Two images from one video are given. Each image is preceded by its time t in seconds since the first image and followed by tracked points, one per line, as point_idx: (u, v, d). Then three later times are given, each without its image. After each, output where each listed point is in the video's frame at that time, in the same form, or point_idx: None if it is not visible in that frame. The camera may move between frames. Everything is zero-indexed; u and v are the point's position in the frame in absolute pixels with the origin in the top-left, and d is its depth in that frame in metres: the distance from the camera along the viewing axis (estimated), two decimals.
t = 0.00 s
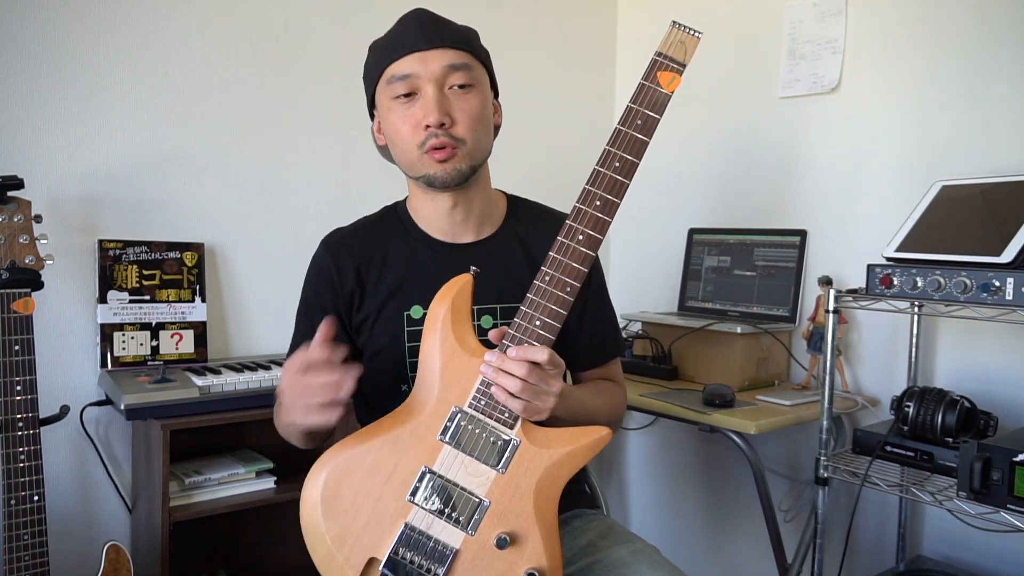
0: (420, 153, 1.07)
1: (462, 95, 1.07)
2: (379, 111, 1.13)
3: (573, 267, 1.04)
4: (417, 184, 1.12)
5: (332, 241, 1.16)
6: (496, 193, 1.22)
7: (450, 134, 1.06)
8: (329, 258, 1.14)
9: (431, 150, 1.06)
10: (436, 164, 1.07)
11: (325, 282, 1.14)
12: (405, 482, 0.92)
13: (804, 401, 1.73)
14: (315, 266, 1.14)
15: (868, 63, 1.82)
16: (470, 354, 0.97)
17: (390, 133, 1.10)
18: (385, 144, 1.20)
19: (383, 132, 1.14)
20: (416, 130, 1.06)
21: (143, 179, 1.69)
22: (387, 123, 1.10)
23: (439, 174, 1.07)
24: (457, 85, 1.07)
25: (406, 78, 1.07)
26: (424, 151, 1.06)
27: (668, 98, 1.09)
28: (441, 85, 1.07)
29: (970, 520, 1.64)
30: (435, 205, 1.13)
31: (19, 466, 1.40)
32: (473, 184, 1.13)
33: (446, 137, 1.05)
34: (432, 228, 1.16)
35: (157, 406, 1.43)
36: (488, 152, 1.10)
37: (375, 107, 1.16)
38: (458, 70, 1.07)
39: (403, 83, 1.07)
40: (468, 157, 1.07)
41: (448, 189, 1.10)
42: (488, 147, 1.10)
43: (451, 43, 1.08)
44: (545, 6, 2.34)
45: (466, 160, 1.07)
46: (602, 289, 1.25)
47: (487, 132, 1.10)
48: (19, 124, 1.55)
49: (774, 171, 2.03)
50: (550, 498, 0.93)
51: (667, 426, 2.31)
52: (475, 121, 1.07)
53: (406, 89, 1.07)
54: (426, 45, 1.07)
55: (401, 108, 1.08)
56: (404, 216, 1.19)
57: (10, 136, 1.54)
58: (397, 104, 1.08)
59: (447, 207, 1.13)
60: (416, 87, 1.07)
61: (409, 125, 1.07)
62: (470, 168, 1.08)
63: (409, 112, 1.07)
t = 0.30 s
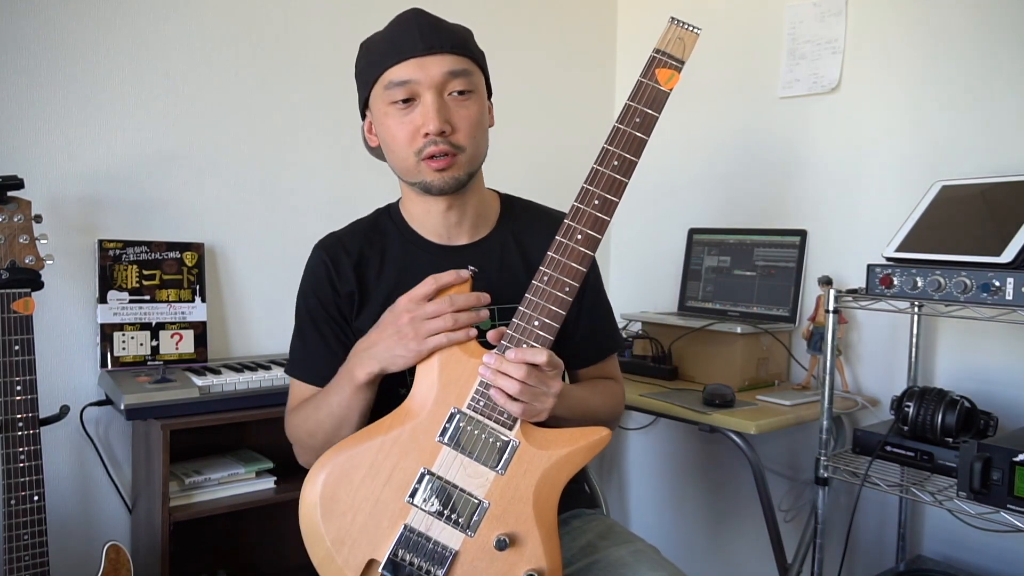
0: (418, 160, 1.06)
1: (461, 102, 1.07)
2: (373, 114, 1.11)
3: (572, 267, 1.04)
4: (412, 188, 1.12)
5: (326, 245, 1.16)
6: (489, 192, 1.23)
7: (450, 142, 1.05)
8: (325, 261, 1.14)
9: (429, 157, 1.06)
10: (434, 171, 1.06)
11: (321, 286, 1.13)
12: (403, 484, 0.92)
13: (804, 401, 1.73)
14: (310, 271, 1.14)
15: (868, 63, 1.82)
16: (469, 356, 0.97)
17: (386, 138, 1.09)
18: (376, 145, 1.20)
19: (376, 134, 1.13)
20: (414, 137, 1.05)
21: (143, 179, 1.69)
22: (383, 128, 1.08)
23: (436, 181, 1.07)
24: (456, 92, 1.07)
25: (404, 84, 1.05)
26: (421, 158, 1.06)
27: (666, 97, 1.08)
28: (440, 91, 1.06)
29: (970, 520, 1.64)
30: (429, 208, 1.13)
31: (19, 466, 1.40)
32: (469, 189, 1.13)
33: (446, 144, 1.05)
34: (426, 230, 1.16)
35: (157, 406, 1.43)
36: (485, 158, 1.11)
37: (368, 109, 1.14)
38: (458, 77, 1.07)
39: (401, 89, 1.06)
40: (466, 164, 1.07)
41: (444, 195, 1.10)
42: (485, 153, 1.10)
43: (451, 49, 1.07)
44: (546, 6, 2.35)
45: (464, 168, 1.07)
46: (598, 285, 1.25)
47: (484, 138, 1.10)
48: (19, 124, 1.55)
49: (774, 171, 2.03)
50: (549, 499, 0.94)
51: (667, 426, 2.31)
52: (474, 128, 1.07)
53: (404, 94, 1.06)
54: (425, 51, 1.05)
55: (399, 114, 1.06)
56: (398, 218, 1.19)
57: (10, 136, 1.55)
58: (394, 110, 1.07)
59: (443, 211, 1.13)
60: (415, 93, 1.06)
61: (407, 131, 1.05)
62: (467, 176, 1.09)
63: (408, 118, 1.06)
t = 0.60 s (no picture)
0: (420, 172, 1.06)
1: (464, 114, 1.06)
2: (374, 120, 1.10)
3: (563, 265, 1.04)
4: (412, 195, 1.12)
5: (327, 245, 1.15)
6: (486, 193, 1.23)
7: (452, 156, 1.05)
8: (326, 262, 1.14)
9: (431, 170, 1.06)
10: (435, 183, 1.07)
11: (322, 286, 1.13)
12: (397, 483, 0.93)
13: (804, 401, 1.73)
14: (311, 272, 1.14)
15: (869, 63, 1.82)
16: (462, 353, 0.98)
17: (387, 148, 1.08)
18: (373, 145, 1.19)
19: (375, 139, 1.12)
20: (417, 150, 1.05)
21: (143, 179, 1.69)
22: (384, 138, 1.08)
23: (437, 192, 1.08)
24: (459, 104, 1.06)
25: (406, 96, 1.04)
26: (422, 169, 1.06)
27: (651, 95, 1.10)
28: (443, 104, 1.05)
29: (970, 520, 1.64)
30: (428, 212, 1.14)
31: (19, 466, 1.40)
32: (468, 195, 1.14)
33: (448, 159, 1.05)
34: (427, 231, 1.16)
35: (157, 406, 1.43)
36: (484, 166, 1.11)
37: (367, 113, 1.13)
38: (461, 89, 1.06)
39: (403, 101, 1.05)
40: (467, 176, 1.08)
41: (444, 204, 1.11)
42: (484, 162, 1.11)
43: (455, 60, 1.05)
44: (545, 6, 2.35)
45: (465, 179, 1.08)
46: (598, 285, 1.25)
47: (484, 148, 1.10)
48: (19, 124, 1.55)
49: (775, 172, 2.03)
50: (544, 496, 0.93)
51: (667, 426, 2.31)
52: (476, 141, 1.07)
53: (406, 107, 1.05)
54: (429, 64, 1.03)
55: (401, 126, 1.05)
56: (396, 219, 1.19)
57: (10, 136, 1.54)
58: (396, 121, 1.06)
59: (441, 215, 1.14)
60: (418, 106, 1.05)
61: (409, 144, 1.05)
62: (466, 185, 1.10)
63: (411, 131, 1.05)
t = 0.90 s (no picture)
0: (422, 210, 1.06)
1: (472, 159, 1.04)
2: (377, 152, 1.04)
3: (564, 276, 1.05)
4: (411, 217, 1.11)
5: (319, 252, 1.15)
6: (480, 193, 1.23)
7: (457, 201, 1.04)
8: (318, 269, 1.14)
9: (434, 212, 1.05)
10: (437, 220, 1.07)
11: (315, 293, 1.13)
12: (399, 482, 0.93)
13: (804, 401, 1.73)
14: (303, 278, 1.14)
15: (869, 62, 1.82)
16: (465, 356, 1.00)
17: (391, 181, 1.05)
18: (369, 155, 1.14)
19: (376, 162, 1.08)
20: (421, 192, 1.04)
21: (143, 179, 1.69)
22: (389, 173, 1.04)
23: (437, 226, 1.08)
24: (468, 150, 1.02)
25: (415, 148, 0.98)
26: (425, 209, 1.05)
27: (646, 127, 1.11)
28: (453, 154, 1.01)
29: (970, 520, 1.64)
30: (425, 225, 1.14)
31: (19, 466, 1.40)
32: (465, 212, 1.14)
33: (453, 204, 1.04)
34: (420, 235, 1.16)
35: (157, 406, 1.43)
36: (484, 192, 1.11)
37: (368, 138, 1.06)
38: (473, 138, 1.01)
39: (412, 151, 1.00)
40: (468, 211, 1.08)
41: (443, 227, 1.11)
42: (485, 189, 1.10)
43: (469, 112, 0.99)
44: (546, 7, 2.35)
45: (466, 214, 1.08)
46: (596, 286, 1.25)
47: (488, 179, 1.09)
48: (19, 124, 1.55)
49: (775, 171, 2.03)
50: (543, 496, 0.92)
51: (667, 426, 2.31)
52: (481, 179, 1.06)
53: (415, 155, 1.00)
54: (443, 118, 0.97)
55: (408, 170, 1.02)
56: (389, 222, 1.19)
57: (10, 136, 1.55)
58: (402, 164, 1.02)
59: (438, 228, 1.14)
60: (426, 155, 1.00)
61: (414, 185, 1.03)
62: (466, 216, 1.10)
63: (417, 175, 1.03)
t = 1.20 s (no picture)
0: (410, 196, 1.05)
1: (459, 141, 1.04)
2: (366, 138, 1.07)
3: (570, 279, 1.05)
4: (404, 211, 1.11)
5: (318, 255, 1.15)
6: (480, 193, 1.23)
7: (444, 185, 1.04)
8: (316, 272, 1.14)
9: (422, 197, 1.05)
10: (426, 208, 1.06)
11: (312, 297, 1.13)
12: (401, 483, 0.93)
13: (804, 401, 1.73)
14: (301, 281, 1.14)
15: (869, 62, 1.82)
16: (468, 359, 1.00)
17: (380, 167, 1.06)
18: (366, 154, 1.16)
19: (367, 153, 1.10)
20: (408, 175, 1.03)
21: (143, 179, 1.69)
22: (377, 158, 1.06)
23: (428, 216, 1.07)
24: (454, 132, 1.03)
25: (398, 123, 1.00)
26: (414, 195, 1.05)
27: (654, 129, 1.12)
28: (438, 133, 1.02)
29: (970, 520, 1.64)
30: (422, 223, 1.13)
31: (19, 466, 1.40)
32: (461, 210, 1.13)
33: (440, 188, 1.04)
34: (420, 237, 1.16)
35: (157, 406, 1.43)
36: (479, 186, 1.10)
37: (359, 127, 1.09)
38: (458, 118, 1.02)
39: (395, 129, 1.02)
40: (459, 201, 1.07)
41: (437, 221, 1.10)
42: (480, 182, 1.10)
43: (452, 90, 1.01)
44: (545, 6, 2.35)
45: (457, 203, 1.07)
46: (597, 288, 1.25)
47: (481, 170, 1.09)
48: (18, 124, 1.55)
49: (774, 171, 2.03)
50: (547, 498, 0.92)
51: (667, 426, 2.31)
52: (471, 167, 1.06)
53: (399, 134, 1.02)
54: (424, 94, 0.99)
55: (394, 152, 1.03)
56: (390, 224, 1.18)
57: (10, 136, 1.54)
58: (388, 145, 1.03)
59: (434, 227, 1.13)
60: (410, 134, 1.02)
61: (401, 169, 1.04)
62: (459, 208, 1.09)
63: (403, 158, 1.03)
